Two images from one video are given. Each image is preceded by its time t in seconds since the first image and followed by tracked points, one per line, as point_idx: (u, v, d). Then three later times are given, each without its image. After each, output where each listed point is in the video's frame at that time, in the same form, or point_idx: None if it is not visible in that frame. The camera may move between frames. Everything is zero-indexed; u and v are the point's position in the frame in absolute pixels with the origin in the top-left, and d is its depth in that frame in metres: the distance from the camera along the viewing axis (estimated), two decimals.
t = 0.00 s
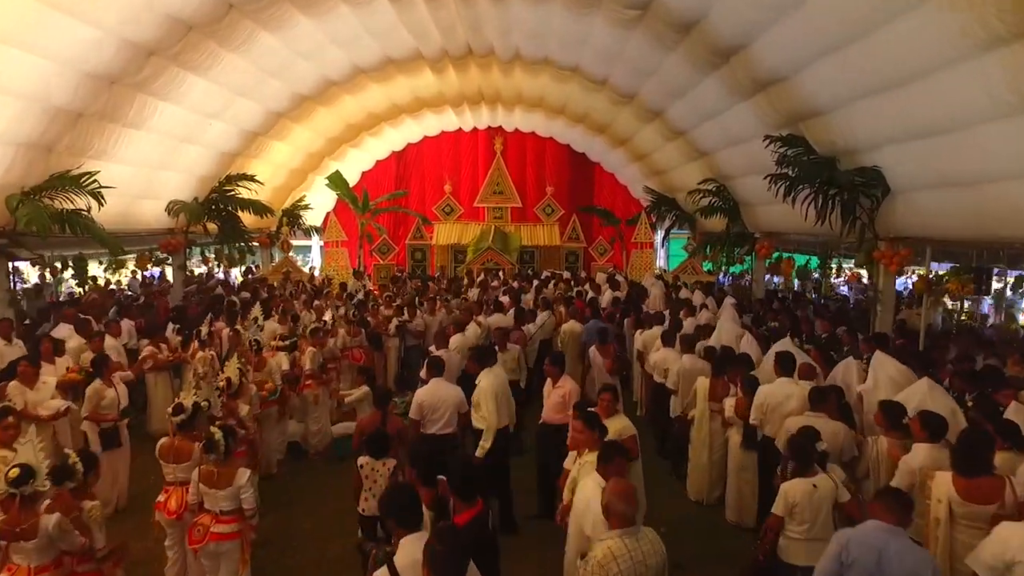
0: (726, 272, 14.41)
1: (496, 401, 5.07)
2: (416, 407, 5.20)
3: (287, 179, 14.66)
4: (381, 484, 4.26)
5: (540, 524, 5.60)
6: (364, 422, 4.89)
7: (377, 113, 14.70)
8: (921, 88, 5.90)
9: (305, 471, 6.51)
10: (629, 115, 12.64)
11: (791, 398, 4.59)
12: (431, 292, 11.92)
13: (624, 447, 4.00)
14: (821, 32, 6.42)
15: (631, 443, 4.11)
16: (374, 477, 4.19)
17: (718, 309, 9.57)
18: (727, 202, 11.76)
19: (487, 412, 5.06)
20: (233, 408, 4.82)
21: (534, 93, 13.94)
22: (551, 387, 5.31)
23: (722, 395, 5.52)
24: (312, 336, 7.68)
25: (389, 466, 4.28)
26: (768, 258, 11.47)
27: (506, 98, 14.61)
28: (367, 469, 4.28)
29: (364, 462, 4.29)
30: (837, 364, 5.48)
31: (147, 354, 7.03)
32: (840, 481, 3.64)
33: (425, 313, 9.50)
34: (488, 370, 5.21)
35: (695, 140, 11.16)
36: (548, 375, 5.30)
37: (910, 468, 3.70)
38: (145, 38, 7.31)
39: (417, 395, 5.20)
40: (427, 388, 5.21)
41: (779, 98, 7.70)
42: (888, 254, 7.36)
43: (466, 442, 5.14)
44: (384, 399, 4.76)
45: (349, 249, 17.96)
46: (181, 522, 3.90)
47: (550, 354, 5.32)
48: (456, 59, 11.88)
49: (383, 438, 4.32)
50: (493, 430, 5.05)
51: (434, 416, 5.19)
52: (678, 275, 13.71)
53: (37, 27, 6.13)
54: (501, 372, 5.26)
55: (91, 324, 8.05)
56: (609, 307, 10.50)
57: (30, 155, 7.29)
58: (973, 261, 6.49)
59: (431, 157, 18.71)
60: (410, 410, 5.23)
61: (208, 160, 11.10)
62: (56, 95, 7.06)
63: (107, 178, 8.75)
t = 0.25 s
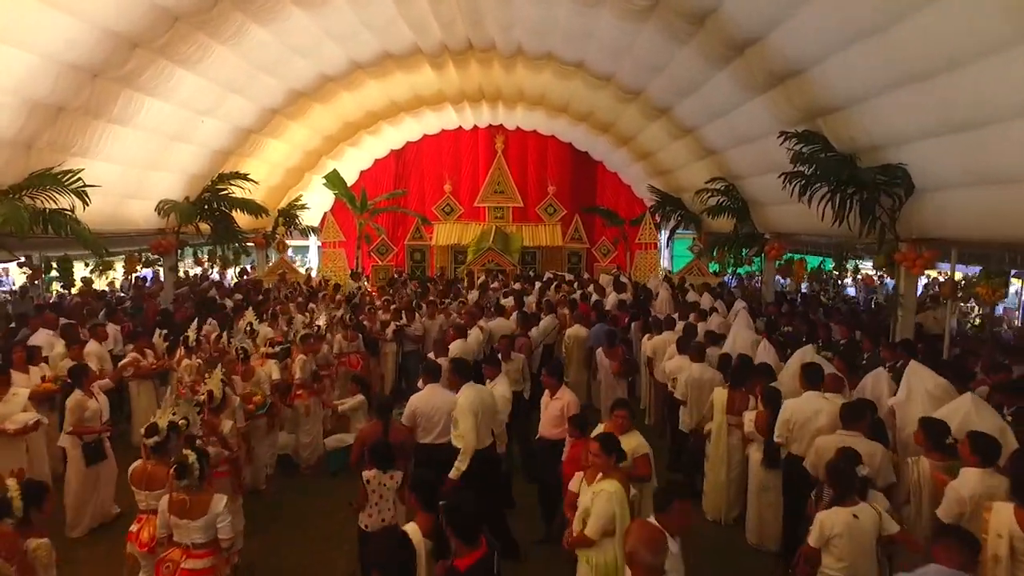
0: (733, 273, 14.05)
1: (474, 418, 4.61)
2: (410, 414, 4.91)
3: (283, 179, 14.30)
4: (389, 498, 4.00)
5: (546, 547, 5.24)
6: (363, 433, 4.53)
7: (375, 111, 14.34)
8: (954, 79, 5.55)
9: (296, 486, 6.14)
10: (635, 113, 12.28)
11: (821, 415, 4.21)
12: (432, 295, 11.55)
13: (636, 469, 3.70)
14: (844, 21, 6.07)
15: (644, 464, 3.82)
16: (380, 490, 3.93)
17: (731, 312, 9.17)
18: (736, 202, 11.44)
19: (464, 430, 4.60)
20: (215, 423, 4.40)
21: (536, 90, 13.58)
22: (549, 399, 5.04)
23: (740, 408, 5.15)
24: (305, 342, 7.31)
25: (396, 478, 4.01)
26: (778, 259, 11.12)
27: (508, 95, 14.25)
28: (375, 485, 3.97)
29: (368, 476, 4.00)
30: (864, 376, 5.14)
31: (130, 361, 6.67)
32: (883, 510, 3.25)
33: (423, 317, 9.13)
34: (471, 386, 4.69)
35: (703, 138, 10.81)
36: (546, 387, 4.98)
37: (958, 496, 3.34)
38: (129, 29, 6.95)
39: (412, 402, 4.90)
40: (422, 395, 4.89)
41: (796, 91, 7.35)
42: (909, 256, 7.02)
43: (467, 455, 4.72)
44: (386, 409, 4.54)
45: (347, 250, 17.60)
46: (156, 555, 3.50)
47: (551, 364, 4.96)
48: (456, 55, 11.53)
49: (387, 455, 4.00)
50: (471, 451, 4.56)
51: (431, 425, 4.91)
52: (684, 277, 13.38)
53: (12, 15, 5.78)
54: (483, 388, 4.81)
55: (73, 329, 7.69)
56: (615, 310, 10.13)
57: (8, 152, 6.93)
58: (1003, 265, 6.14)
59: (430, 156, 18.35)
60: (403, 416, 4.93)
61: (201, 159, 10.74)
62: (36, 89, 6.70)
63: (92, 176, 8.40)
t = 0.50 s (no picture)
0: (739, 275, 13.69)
1: (459, 436, 4.25)
2: (406, 423, 4.59)
3: (279, 177, 13.93)
4: (381, 514, 3.87)
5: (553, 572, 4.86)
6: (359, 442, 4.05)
7: (373, 108, 13.98)
8: (984, 70, 5.17)
9: (284, 503, 5.77)
10: (640, 109, 11.91)
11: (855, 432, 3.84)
12: (430, 297, 11.18)
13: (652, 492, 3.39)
14: (866, 8, 5.70)
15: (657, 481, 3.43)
16: (373, 507, 3.81)
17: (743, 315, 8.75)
18: (745, 201, 11.04)
19: (448, 451, 4.23)
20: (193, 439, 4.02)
21: (538, 86, 13.21)
22: (549, 413, 4.63)
23: (761, 422, 4.78)
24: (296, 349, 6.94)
25: (388, 492, 3.89)
26: (789, 260, 10.75)
27: (509, 91, 13.89)
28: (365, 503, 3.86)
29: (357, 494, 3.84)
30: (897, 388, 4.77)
31: (111, 369, 6.30)
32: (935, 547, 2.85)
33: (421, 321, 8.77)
34: (455, 399, 4.38)
35: (712, 135, 10.45)
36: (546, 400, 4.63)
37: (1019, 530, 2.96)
38: (110, 19, 6.58)
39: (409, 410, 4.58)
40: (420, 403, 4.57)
41: (814, 84, 6.98)
42: (933, 257, 6.63)
43: (461, 474, 4.37)
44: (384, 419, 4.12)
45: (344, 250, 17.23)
46: None
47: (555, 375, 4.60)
48: (456, 49, 11.17)
49: (372, 474, 3.80)
50: (454, 472, 4.20)
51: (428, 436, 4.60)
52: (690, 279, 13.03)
53: None
54: (472, 403, 4.47)
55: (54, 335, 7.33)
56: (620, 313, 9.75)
57: None
58: None
59: (429, 155, 17.99)
60: (398, 424, 4.60)
61: (191, 157, 10.37)
62: (12, 82, 6.34)
63: (76, 174, 8.03)
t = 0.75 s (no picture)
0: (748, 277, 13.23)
1: (448, 461, 3.83)
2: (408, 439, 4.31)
3: (272, 176, 13.52)
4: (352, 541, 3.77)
5: None
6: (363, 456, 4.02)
7: (369, 104, 13.56)
8: None
9: (269, 525, 5.33)
10: (646, 105, 11.50)
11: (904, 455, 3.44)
12: (428, 300, 10.75)
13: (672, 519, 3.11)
14: None
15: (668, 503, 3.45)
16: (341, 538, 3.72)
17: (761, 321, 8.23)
18: (755, 200, 10.58)
19: (437, 478, 3.81)
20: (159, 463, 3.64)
21: (540, 82, 12.80)
22: (555, 433, 4.20)
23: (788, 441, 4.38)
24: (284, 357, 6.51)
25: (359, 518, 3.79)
26: (802, 262, 10.34)
27: (510, 87, 13.47)
28: (336, 530, 3.75)
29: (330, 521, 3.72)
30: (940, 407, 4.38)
31: (86, 378, 5.89)
32: None
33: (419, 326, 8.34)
34: (444, 419, 3.96)
35: (722, 131, 10.04)
36: (551, 418, 4.21)
37: None
38: (85, 3, 6.16)
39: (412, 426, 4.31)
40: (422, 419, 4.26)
41: (836, 74, 6.54)
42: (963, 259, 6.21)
43: (450, 502, 3.94)
44: (387, 431, 3.81)
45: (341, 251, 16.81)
46: None
47: (559, 389, 4.17)
48: (455, 42, 10.75)
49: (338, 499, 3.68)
50: (443, 500, 3.79)
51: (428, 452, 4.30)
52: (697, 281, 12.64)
53: None
54: (463, 423, 4.05)
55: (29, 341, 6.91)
56: (627, 318, 9.32)
57: None
58: None
59: (429, 153, 17.58)
60: (400, 440, 4.33)
61: (179, 153, 9.95)
62: None
63: (54, 171, 7.61)
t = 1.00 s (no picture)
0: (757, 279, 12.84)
1: (439, 485, 3.45)
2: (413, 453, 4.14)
3: (266, 175, 13.15)
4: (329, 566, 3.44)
5: None
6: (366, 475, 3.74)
7: (366, 100, 13.19)
8: None
9: (253, 548, 4.96)
10: (652, 101, 11.13)
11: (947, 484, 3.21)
12: (426, 304, 10.37)
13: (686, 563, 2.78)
14: None
15: (690, 536, 3.09)
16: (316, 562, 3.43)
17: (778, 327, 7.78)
18: (765, 199, 10.16)
19: (426, 506, 3.41)
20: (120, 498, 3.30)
21: (542, 77, 12.44)
22: (563, 456, 3.82)
23: (816, 460, 4.13)
24: (272, 365, 6.14)
25: (333, 541, 3.49)
26: (815, 263, 9.98)
27: (511, 83, 13.10)
28: (306, 555, 3.46)
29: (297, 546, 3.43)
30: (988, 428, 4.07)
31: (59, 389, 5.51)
32: None
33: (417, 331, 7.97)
34: (432, 442, 3.59)
35: (732, 126, 9.66)
36: (558, 439, 3.83)
37: None
38: None
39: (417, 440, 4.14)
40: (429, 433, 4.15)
41: (861, 64, 6.15)
42: (996, 261, 5.81)
43: (440, 534, 3.59)
44: (391, 449, 3.69)
45: (338, 252, 16.43)
46: None
47: (566, 406, 3.80)
48: (454, 35, 10.37)
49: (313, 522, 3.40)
50: (435, 529, 3.38)
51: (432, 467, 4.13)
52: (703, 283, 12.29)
53: None
54: (454, 447, 3.69)
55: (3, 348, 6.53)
56: (634, 322, 8.93)
57: None
58: None
59: (428, 152, 17.19)
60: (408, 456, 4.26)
61: (167, 150, 9.58)
62: None
63: (32, 168, 7.23)
